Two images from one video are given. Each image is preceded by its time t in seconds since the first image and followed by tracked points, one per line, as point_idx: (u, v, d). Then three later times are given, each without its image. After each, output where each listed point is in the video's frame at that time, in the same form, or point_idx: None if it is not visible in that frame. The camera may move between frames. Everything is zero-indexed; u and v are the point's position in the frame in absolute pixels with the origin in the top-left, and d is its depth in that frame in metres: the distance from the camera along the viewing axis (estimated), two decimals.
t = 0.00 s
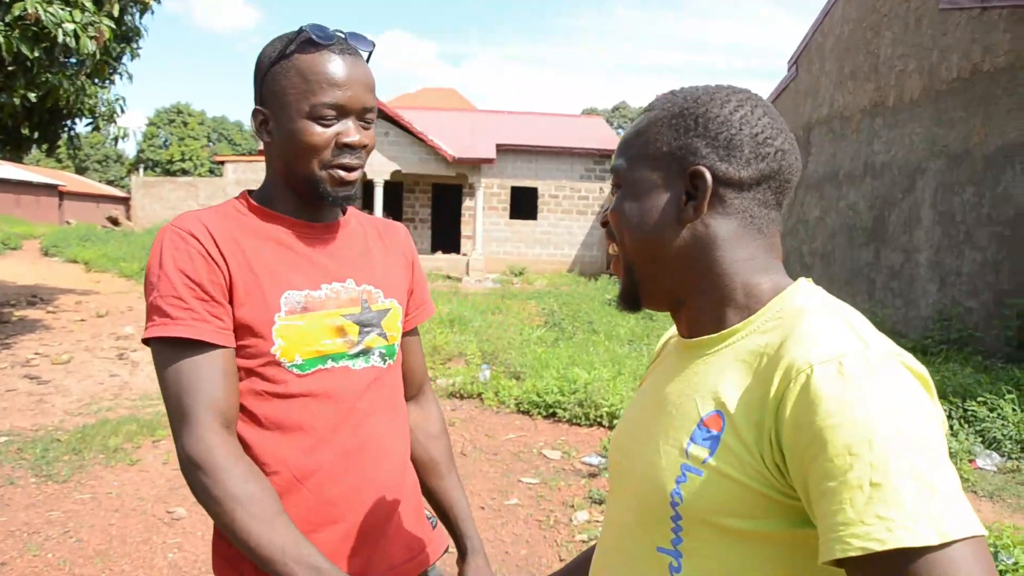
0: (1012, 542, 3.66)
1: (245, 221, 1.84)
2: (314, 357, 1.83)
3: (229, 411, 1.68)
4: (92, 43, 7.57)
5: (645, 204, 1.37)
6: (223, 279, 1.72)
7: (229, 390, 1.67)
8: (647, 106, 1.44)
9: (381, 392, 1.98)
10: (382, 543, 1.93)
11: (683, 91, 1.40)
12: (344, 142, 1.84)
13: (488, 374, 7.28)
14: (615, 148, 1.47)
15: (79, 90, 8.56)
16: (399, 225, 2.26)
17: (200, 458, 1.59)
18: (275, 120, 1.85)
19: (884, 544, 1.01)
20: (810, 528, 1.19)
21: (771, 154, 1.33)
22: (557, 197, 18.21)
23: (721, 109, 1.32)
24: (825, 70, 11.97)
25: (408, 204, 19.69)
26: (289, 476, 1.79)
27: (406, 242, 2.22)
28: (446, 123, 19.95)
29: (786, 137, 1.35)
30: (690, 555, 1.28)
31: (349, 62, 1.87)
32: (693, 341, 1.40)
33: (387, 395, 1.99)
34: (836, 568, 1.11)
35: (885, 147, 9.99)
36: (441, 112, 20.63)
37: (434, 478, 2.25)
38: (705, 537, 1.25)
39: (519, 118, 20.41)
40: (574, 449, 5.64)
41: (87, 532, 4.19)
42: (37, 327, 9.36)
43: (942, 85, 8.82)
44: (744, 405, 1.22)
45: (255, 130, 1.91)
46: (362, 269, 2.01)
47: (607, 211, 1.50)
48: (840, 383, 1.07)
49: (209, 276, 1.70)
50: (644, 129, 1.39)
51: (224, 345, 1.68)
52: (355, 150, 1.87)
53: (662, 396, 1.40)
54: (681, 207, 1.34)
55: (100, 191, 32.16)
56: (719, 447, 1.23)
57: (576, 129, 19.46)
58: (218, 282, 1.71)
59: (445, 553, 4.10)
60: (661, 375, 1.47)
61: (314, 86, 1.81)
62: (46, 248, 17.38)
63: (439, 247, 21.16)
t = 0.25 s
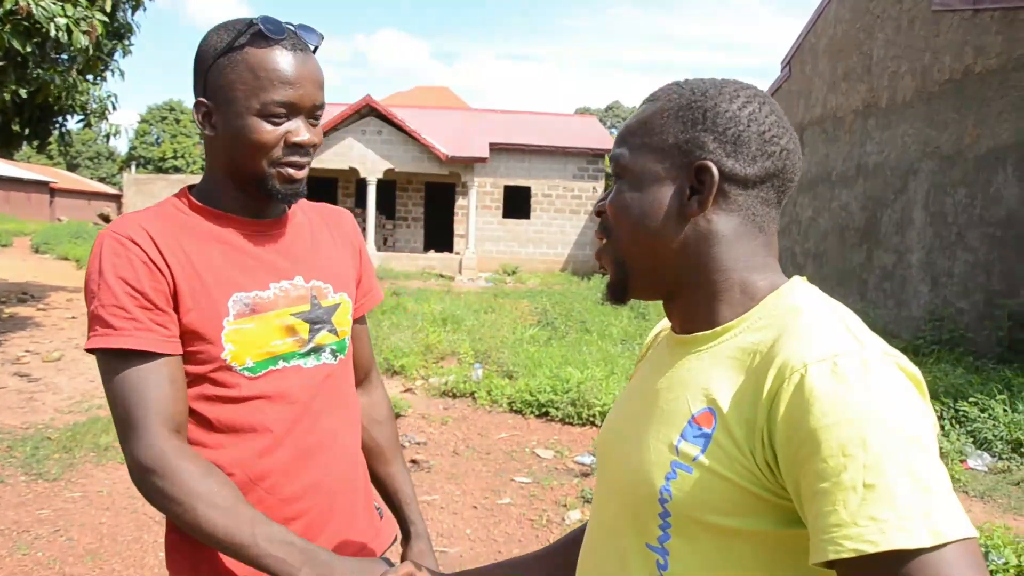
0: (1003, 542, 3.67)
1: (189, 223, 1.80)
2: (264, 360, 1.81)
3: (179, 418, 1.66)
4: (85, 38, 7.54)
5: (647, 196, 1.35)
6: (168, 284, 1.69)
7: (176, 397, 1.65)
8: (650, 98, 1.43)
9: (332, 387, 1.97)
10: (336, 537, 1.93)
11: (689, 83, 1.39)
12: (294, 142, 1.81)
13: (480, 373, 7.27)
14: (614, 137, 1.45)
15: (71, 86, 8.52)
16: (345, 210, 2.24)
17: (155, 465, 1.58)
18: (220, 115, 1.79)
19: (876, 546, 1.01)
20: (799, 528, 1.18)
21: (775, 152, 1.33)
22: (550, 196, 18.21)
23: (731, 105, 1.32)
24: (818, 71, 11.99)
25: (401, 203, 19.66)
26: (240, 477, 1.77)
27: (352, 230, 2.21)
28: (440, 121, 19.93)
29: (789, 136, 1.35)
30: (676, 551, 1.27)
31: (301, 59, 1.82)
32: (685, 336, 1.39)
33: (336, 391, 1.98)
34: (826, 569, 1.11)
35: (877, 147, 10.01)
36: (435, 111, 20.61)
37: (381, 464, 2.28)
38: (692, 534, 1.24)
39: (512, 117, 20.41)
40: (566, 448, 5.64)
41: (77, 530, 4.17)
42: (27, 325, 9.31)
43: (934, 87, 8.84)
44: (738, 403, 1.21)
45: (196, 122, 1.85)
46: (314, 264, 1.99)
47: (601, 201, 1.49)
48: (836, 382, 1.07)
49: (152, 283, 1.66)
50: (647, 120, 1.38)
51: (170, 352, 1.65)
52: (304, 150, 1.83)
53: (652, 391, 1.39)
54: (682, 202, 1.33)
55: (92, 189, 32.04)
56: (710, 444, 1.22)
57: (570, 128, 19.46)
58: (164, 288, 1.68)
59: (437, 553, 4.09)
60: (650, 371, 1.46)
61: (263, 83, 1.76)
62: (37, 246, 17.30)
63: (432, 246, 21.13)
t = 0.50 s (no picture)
0: (999, 544, 3.67)
1: (158, 227, 1.78)
2: (233, 365, 1.82)
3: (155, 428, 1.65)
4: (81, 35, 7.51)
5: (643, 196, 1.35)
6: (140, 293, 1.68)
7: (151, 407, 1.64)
8: (647, 96, 1.42)
9: (299, 386, 1.97)
10: (310, 532, 1.96)
11: (686, 81, 1.39)
12: (260, 145, 1.79)
13: (477, 374, 7.27)
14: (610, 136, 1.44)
15: (67, 84, 8.49)
16: (307, 201, 2.24)
17: (135, 478, 1.57)
18: (184, 117, 1.76)
19: (869, 557, 1.01)
20: (793, 535, 1.18)
21: (775, 151, 1.33)
22: (546, 197, 18.20)
23: (730, 105, 1.31)
24: (814, 72, 12.01)
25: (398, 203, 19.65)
26: (213, 480, 1.79)
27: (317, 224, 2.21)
28: (437, 121, 19.92)
29: (788, 136, 1.35)
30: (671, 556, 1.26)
31: (267, 58, 1.80)
32: (683, 339, 1.39)
33: (303, 390, 1.99)
34: None
35: (874, 148, 10.02)
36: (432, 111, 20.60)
37: (347, 448, 2.29)
38: (686, 541, 1.24)
39: (509, 117, 20.41)
40: (563, 449, 5.63)
41: (72, 531, 4.15)
42: (22, 324, 9.28)
43: (930, 88, 8.85)
44: (734, 408, 1.20)
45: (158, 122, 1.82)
46: (283, 263, 2.00)
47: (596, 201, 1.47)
48: (831, 390, 1.06)
49: (122, 293, 1.64)
50: (645, 118, 1.37)
51: (143, 364, 1.64)
52: (270, 153, 1.82)
53: (647, 395, 1.38)
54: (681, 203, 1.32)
55: (88, 188, 31.99)
56: (705, 451, 1.21)
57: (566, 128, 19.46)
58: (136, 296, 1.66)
59: (433, 554, 4.08)
60: (645, 375, 1.45)
61: (229, 84, 1.74)
62: (32, 245, 17.26)
63: (428, 246, 21.12)
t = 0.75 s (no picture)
0: (996, 544, 3.67)
1: (152, 224, 1.77)
2: (230, 359, 1.81)
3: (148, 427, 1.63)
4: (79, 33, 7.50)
5: (637, 199, 1.34)
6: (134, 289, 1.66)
7: (145, 405, 1.63)
8: (638, 97, 1.41)
9: (295, 383, 1.97)
10: (310, 530, 1.96)
11: (676, 81, 1.38)
12: (253, 143, 1.79)
13: (475, 374, 7.26)
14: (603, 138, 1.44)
15: (65, 83, 8.47)
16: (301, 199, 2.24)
17: (126, 478, 1.56)
18: (178, 114, 1.75)
19: (872, 562, 1.00)
20: (792, 540, 1.17)
21: (769, 150, 1.32)
22: (544, 197, 18.20)
23: (722, 104, 1.31)
24: (812, 72, 12.02)
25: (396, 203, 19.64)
26: (212, 478, 1.79)
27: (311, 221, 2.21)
28: (435, 121, 19.91)
29: (782, 133, 1.34)
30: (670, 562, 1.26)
31: (261, 57, 1.80)
32: (679, 342, 1.38)
33: (299, 386, 1.99)
34: None
35: (871, 149, 10.03)
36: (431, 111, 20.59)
37: (339, 448, 2.28)
38: (686, 546, 1.23)
39: (507, 117, 20.40)
40: (561, 449, 5.62)
41: (68, 531, 4.14)
42: (19, 323, 9.27)
43: (928, 89, 8.85)
44: (732, 411, 1.20)
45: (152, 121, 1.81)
46: (279, 259, 2.00)
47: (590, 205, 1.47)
48: (832, 394, 1.06)
49: (116, 290, 1.63)
50: (637, 120, 1.37)
51: (136, 361, 1.62)
52: (263, 152, 1.82)
53: (644, 398, 1.38)
54: (677, 205, 1.32)
55: (85, 187, 31.95)
56: (704, 455, 1.21)
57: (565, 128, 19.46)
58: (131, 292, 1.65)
59: (430, 555, 4.07)
60: (641, 379, 1.45)
61: (222, 83, 1.73)
62: (29, 244, 17.24)
63: (426, 246, 21.11)
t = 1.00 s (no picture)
0: (996, 545, 3.66)
1: (189, 218, 1.78)
2: (262, 354, 1.81)
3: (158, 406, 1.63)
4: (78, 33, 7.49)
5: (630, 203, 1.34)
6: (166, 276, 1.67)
7: (159, 385, 1.63)
8: (627, 100, 1.41)
9: (323, 384, 1.97)
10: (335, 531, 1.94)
11: (666, 83, 1.38)
12: (288, 128, 1.81)
13: (474, 375, 7.26)
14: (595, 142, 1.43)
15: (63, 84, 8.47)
16: (329, 205, 2.24)
17: (130, 451, 1.55)
18: (212, 125, 1.76)
19: (876, 564, 1.00)
20: (794, 543, 1.17)
21: (761, 149, 1.31)
22: (543, 198, 18.20)
23: (711, 105, 1.30)
24: (811, 73, 12.02)
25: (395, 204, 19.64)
26: (242, 472, 1.78)
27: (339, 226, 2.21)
28: (434, 122, 19.91)
29: (773, 132, 1.33)
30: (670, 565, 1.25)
31: (267, 43, 1.79)
32: (675, 345, 1.38)
33: (326, 387, 1.98)
34: None
35: (871, 150, 10.03)
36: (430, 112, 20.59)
37: (359, 447, 2.28)
38: (686, 550, 1.23)
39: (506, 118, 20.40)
40: (560, 450, 5.62)
41: (67, 533, 4.14)
42: (18, 325, 9.26)
43: (927, 89, 8.86)
44: (729, 415, 1.19)
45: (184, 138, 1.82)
46: (308, 260, 1.99)
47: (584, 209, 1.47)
48: (830, 396, 1.05)
49: (150, 273, 1.63)
50: (627, 124, 1.36)
51: (160, 345, 1.62)
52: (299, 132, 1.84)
53: (642, 401, 1.37)
54: (667, 207, 1.31)
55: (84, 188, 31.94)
56: (703, 459, 1.20)
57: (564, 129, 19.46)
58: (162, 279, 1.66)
59: (430, 556, 4.06)
60: (639, 382, 1.44)
61: (240, 79, 1.73)
62: (28, 246, 17.23)
63: (425, 247, 21.11)
